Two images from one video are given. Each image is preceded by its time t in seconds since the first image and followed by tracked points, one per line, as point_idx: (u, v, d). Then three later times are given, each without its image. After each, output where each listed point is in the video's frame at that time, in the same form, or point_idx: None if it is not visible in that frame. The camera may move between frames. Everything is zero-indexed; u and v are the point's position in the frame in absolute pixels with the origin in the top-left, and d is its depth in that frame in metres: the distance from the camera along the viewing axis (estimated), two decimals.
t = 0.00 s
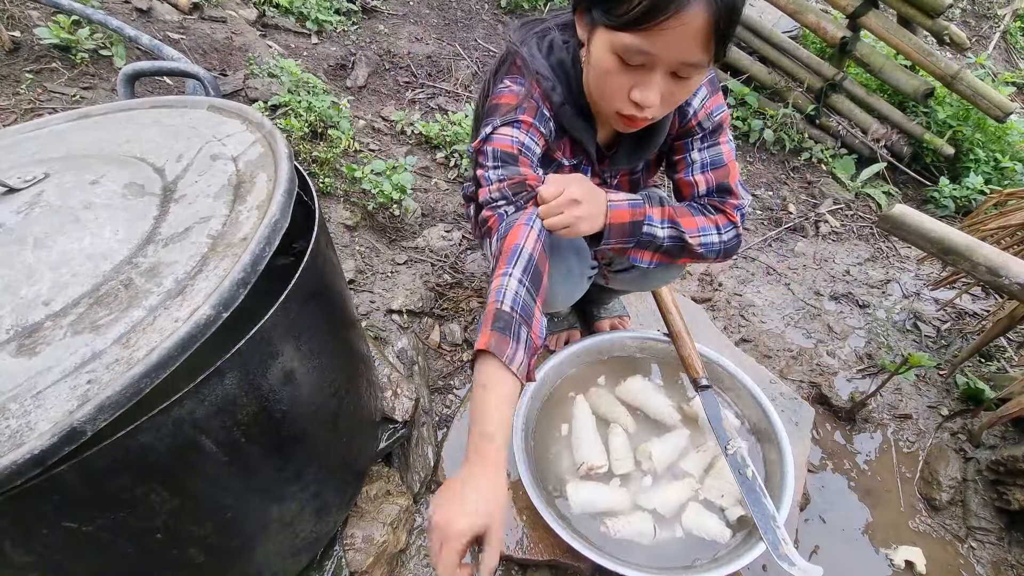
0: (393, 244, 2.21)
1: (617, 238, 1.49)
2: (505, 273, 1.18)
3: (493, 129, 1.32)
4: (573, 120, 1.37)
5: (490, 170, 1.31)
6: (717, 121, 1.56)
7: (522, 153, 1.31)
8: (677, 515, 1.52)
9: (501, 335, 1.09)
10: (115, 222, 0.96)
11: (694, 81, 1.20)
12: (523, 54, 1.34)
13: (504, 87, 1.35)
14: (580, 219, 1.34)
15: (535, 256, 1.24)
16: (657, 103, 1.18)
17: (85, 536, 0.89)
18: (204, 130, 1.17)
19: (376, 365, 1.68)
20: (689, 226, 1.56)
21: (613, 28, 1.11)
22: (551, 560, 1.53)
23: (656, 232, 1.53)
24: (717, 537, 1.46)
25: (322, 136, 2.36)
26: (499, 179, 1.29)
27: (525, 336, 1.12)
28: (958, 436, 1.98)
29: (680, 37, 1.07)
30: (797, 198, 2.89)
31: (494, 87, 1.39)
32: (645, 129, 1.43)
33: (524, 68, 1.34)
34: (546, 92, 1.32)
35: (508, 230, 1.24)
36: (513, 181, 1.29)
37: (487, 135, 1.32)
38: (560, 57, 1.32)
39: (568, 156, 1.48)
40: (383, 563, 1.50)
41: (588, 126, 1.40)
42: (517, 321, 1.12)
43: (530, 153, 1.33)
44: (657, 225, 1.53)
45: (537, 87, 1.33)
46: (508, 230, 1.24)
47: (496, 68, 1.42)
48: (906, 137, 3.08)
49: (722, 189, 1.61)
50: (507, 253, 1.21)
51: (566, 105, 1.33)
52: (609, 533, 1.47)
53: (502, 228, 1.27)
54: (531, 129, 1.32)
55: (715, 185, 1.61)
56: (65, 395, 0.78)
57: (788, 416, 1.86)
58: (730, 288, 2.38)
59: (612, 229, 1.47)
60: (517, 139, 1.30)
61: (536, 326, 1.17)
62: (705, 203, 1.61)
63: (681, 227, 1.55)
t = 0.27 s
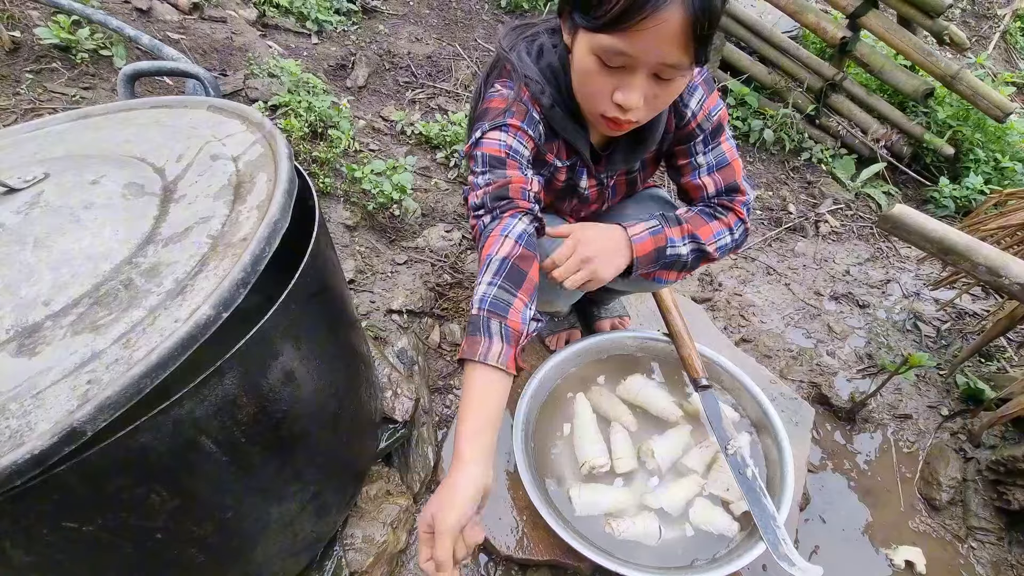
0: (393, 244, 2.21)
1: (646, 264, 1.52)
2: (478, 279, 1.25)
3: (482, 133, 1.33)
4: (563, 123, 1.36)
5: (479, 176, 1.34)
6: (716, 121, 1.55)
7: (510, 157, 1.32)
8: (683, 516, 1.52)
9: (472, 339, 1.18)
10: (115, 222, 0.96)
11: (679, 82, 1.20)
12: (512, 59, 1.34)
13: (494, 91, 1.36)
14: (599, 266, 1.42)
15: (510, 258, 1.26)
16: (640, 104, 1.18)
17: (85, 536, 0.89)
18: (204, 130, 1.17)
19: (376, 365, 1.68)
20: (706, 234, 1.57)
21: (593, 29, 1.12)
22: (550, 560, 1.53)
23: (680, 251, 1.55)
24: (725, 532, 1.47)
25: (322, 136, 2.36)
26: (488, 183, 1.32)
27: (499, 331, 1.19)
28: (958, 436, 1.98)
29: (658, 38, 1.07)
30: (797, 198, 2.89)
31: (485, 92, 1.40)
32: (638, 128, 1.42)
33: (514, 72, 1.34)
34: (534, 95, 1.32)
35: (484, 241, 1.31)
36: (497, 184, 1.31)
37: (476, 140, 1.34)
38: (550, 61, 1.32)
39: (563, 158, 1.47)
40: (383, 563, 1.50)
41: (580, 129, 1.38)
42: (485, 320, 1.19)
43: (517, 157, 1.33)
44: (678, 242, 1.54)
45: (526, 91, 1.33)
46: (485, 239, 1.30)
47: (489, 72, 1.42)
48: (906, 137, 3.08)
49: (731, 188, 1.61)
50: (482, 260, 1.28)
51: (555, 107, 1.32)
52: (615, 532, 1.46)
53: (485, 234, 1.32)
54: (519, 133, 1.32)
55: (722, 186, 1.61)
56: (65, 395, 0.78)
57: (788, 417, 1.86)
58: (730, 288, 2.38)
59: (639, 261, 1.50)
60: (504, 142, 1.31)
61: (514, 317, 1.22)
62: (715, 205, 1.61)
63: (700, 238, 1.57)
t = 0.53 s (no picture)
0: (393, 244, 2.21)
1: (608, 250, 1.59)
2: (476, 273, 1.25)
3: (483, 129, 1.33)
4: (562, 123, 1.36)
5: (479, 171, 1.33)
6: (711, 118, 1.54)
7: (511, 153, 1.31)
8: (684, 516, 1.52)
9: (474, 332, 1.17)
10: (115, 222, 0.96)
11: (675, 85, 1.20)
12: (513, 55, 1.34)
13: (496, 88, 1.36)
14: (559, 241, 1.52)
15: (508, 248, 1.26)
16: (635, 107, 1.19)
17: (86, 536, 0.89)
18: (204, 130, 1.17)
19: (377, 365, 1.68)
20: (681, 232, 1.60)
21: (589, 31, 1.12)
22: (550, 560, 1.53)
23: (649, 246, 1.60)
24: (724, 532, 1.46)
25: (322, 136, 2.36)
26: (487, 177, 1.31)
27: (501, 315, 1.19)
28: (958, 436, 1.98)
29: (652, 42, 1.07)
30: (797, 198, 2.89)
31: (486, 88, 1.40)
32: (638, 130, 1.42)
33: (516, 69, 1.34)
34: (536, 93, 1.33)
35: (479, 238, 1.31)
36: (497, 179, 1.30)
37: (477, 135, 1.33)
38: (551, 60, 1.32)
39: (562, 155, 1.47)
40: (383, 563, 1.49)
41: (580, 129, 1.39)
42: (487, 305, 1.19)
43: (518, 153, 1.33)
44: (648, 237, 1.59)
45: (527, 88, 1.33)
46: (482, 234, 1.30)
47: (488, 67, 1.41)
48: (906, 137, 3.08)
49: (722, 188, 1.60)
50: (479, 255, 1.27)
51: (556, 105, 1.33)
52: (613, 532, 1.46)
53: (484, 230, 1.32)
54: (521, 130, 1.32)
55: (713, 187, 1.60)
56: (65, 395, 0.78)
57: (788, 417, 1.86)
58: (730, 288, 2.38)
59: (601, 247, 1.59)
60: (505, 138, 1.31)
61: (517, 298, 1.22)
62: (703, 206, 1.62)
63: (672, 235, 1.60)
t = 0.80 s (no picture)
0: (393, 244, 2.21)
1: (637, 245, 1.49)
2: (501, 295, 1.25)
3: (486, 133, 1.32)
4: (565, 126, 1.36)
5: (482, 176, 1.33)
6: (713, 120, 1.55)
7: (515, 159, 1.31)
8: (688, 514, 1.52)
9: (515, 353, 1.23)
10: (115, 223, 0.96)
11: (673, 93, 1.20)
12: (515, 57, 1.34)
13: (498, 90, 1.36)
14: (589, 239, 1.37)
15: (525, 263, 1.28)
16: (633, 115, 1.19)
17: (86, 536, 0.89)
18: (204, 130, 1.17)
19: (376, 365, 1.68)
20: (701, 225, 1.56)
21: (585, 41, 1.12)
22: (551, 560, 1.53)
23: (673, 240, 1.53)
24: (728, 529, 1.48)
25: (322, 136, 2.36)
26: (490, 186, 1.31)
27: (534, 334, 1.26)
28: (958, 436, 1.98)
29: (648, 52, 1.07)
30: (797, 198, 2.89)
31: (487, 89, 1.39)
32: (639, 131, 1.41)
33: (517, 70, 1.34)
34: (538, 95, 1.32)
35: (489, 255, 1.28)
36: (500, 188, 1.29)
37: (480, 139, 1.32)
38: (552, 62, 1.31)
39: (563, 160, 1.47)
40: (383, 563, 1.49)
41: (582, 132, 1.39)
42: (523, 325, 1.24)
43: (522, 159, 1.33)
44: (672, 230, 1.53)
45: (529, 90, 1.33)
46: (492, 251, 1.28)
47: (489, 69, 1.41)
48: (906, 137, 3.08)
49: (727, 188, 1.60)
50: (496, 275, 1.26)
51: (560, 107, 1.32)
52: (617, 533, 1.46)
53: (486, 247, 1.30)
54: (524, 135, 1.32)
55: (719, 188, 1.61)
56: (65, 395, 0.78)
57: (789, 417, 1.86)
58: (730, 288, 2.38)
59: (628, 241, 1.47)
60: (509, 144, 1.30)
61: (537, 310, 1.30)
62: (711, 203, 1.61)
63: (694, 228, 1.55)
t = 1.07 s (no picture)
0: (393, 244, 2.21)
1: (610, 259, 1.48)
2: (515, 292, 1.33)
3: (496, 130, 1.32)
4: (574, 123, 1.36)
5: (491, 173, 1.33)
6: (711, 125, 1.56)
7: (526, 158, 1.32)
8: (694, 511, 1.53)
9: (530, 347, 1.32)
10: (115, 223, 0.96)
11: (684, 93, 1.20)
12: (524, 53, 1.34)
13: (506, 86, 1.36)
14: (558, 255, 1.33)
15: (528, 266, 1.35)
16: (645, 115, 1.18)
17: (86, 536, 0.89)
18: (204, 130, 1.17)
19: (377, 365, 1.68)
20: (678, 239, 1.54)
21: (595, 45, 1.12)
22: (554, 560, 1.53)
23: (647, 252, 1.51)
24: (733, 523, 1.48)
25: (322, 136, 2.36)
26: (499, 184, 1.31)
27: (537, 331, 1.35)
28: (958, 436, 1.98)
29: (661, 54, 1.07)
30: (797, 198, 2.89)
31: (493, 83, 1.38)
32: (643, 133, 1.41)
33: (526, 65, 1.34)
34: (548, 90, 1.32)
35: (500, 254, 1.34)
36: (511, 189, 1.31)
37: (490, 137, 1.32)
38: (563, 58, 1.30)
39: (567, 158, 1.48)
40: (383, 563, 1.49)
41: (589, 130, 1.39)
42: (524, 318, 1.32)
43: (532, 159, 1.34)
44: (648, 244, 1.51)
45: (539, 86, 1.34)
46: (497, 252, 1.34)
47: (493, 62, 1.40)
48: (906, 137, 3.08)
49: (712, 195, 1.58)
50: (508, 273, 1.33)
51: (569, 103, 1.33)
52: (623, 533, 1.46)
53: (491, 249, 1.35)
54: (535, 133, 1.33)
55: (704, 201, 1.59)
56: (65, 395, 0.78)
57: (789, 417, 1.86)
58: (730, 288, 2.38)
59: (600, 253, 1.44)
60: (520, 143, 1.31)
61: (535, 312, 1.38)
62: (692, 214, 1.59)
63: (670, 241, 1.53)
